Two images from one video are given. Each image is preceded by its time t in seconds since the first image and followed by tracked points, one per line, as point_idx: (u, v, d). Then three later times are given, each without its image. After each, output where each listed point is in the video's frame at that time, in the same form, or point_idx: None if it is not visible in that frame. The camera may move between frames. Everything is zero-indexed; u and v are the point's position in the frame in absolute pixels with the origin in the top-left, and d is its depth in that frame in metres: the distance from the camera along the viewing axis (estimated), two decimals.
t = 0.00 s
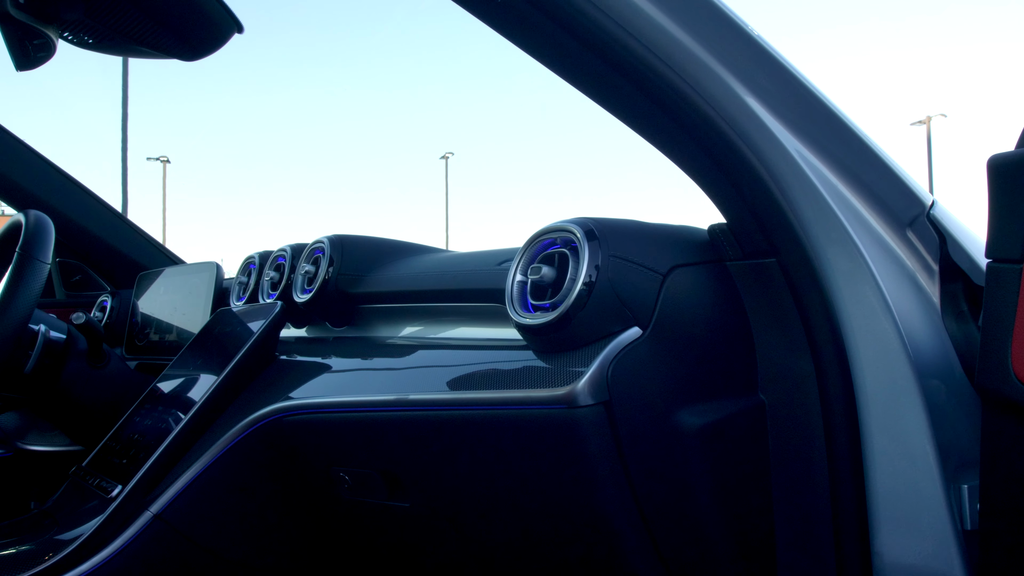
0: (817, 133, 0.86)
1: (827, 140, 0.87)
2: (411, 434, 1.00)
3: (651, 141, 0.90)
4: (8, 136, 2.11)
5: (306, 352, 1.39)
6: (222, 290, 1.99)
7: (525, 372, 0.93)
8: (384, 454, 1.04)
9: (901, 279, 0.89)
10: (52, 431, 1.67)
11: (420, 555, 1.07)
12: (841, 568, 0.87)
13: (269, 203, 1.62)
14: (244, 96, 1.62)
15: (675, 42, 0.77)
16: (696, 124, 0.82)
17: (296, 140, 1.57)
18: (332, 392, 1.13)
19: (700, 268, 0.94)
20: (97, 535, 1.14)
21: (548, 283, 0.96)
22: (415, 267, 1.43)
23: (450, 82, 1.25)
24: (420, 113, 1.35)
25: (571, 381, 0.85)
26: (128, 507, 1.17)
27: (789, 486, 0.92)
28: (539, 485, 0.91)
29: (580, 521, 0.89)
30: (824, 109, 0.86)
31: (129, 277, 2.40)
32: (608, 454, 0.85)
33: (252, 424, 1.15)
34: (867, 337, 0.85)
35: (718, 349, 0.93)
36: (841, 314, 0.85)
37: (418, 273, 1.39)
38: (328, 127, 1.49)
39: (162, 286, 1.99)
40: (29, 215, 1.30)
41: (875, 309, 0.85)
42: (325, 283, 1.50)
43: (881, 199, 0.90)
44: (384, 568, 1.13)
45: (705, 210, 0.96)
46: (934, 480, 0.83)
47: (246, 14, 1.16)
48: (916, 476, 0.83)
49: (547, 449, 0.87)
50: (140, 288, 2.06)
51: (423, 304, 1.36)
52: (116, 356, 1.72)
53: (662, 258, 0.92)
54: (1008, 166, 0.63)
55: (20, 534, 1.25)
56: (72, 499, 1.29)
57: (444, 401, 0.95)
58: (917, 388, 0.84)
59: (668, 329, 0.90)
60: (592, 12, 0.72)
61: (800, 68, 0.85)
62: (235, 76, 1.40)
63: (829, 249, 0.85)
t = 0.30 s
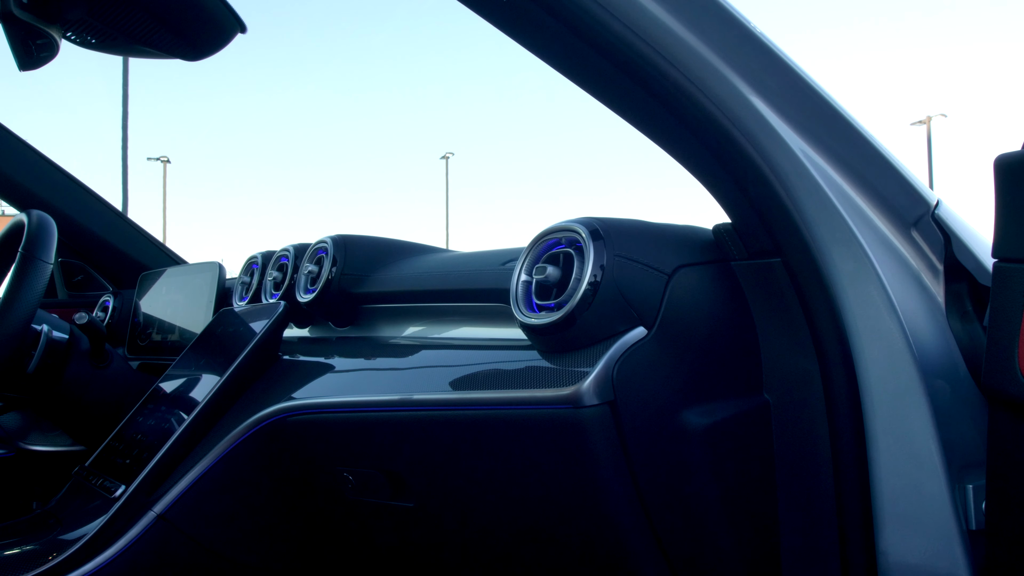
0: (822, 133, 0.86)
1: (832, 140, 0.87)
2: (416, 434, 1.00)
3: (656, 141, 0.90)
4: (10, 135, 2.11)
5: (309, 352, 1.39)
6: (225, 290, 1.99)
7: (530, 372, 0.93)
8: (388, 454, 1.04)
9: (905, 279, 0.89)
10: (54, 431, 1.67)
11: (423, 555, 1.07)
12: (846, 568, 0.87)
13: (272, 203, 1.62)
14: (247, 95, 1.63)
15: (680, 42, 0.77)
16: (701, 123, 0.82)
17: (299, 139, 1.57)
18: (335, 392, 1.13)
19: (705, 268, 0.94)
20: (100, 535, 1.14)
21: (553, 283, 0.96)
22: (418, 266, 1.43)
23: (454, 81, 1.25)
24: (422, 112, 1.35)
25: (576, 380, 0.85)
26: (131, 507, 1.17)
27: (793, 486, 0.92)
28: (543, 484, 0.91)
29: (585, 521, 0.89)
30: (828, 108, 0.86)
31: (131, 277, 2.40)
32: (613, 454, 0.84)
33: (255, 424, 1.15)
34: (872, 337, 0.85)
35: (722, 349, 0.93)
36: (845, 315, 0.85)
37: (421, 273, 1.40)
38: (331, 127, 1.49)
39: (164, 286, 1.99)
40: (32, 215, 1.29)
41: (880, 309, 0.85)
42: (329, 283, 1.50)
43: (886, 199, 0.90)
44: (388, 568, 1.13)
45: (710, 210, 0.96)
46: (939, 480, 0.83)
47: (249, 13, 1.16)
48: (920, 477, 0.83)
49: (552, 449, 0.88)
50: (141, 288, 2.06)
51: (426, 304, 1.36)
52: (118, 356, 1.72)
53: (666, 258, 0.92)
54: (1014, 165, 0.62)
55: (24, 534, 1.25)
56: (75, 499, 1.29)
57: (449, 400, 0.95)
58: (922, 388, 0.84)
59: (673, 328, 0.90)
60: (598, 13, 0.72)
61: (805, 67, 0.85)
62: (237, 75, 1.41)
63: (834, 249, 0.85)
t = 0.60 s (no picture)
0: (828, 133, 0.86)
1: (837, 140, 0.87)
2: (420, 434, 1.00)
3: (661, 142, 0.90)
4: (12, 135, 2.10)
5: (313, 352, 1.39)
6: (227, 290, 1.99)
7: (534, 372, 0.93)
8: (392, 454, 1.04)
9: (910, 279, 0.89)
10: (56, 431, 1.67)
11: (427, 555, 1.07)
12: (851, 568, 0.87)
13: (274, 202, 1.62)
14: (249, 95, 1.63)
15: (686, 42, 0.76)
16: (706, 124, 0.82)
17: (301, 138, 1.56)
18: (339, 392, 1.13)
19: (710, 267, 0.94)
20: (103, 536, 1.13)
21: (558, 283, 0.96)
22: (421, 266, 1.43)
23: (458, 80, 1.25)
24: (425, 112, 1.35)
25: (581, 380, 0.85)
26: (135, 506, 1.16)
27: (798, 486, 0.92)
28: (548, 484, 0.91)
29: (590, 521, 0.88)
30: (833, 108, 0.86)
31: (133, 277, 2.40)
32: (618, 453, 0.84)
33: (259, 424, 1.15)
34: (877, 337, 0.85)
35: (727, 348, 0.93)
36: (850, 315, 0.85)
37: (425, 273, 1.39)
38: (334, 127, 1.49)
39: (166, 286, 1.99)
40: (34, 215, 1.29)
41: (885, 309, 0.85)
42: (332, 283, 1.50)
43: (891, 199, 0.90)
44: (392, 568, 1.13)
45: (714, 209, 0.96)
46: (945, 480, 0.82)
47: (252, 13, 1.16)
48: (926, 477, 0.83)
49: (558, 448, 0.87)
50: (143, 288, 2.06)
51: (430, 304, 1.36)
52: (120, 356, 1.72)
53: (672, 258, 0.92)
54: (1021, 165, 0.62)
55: (27, 534, 1.24)
56: (78, 500, 1.29)
57: (454, 400, 0.95)
58: (927, 388, 0.84)
59: (678, 328, 0.90)
60: (604, 13, 0.72)
61: (810, 68, 0.85)
62: (239, 75, 1.41)
63: (839, 249, 0.85)
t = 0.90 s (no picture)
0: (833, 133, 0.86)
1: (842, 140, 0.87)
2: (425, 434, 1.00)
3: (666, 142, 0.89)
4: (14, 135, 2.10)
5: (316, 351, 1.39)
6: (230, 289, 1.99)
7: (539, 372, 0.93)
8: (397, 453, 1.04)
9: (915, 278, 0.89)
10: (58, 431, 1.67)
11: (430, 555, 1.07)
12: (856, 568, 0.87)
13: (278, 202, 1.62)
14: (252, 94, 1.63)
15: (692, 42, 0.76)
16: (711, 124, 0.82)
17: (304, 138, 1.56)
18: (342, 391, 1.13)
19: (714, 267, 0.94)
20: (107, 535, 1.13)
21: (563, 282, 0.96)
22: (424, 266, 1.43)
23: (461, 79, 1.25)
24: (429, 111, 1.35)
25: (586, 379, 0.85)
26: (139, 506, 1.16)
27: (803, 486, 0.92)
28: (553, 484, 0.91)
29: (595, 521, 0.89)
30: (838, 108, 0.86)
31: (136, 277, 2.40)
32: (623, 453, 0.84)
33: (263, 423, 1.15)
34: (881, 336, 0.85)
35: (732, 348, 0.93)
36: (856, 315, 0.85)
37: (428, 272, 1.39)
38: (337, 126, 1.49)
39: (168, 286, 1.99)
40: (36, 214, 1.28)
41: (889, 308, 0.85)
42: (335, 283, 1.50)
43: (896, 199, 0.90)
44: (396, 567, 1.13)
45: (719, 209, 0.96)
46: (949, 480, 0.83)
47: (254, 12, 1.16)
48: (930, 477, 0.83)
49: (562, 448, 0.87)
50: (145, 288, 2.06)
51: (433, 303, 1.35)
52: (123, 356, 1.72)
53: (677, 258, 0.92)
54: None
55: (31, 533, 1.24)
56: (82, 499, 1.29)
57: (459, 400, 0.95)
58: (932, 387, 0.84)
59: (683, 327, 0.90)
60: (611, 13, 0.72)
61: (815, 67, 0.85)
62: (242, 74, 1.41)
63: (844, 249, 0.85)
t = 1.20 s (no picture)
0: (838, 133, 0.86)
1: (847, 139, 0.86)
2: (430, 434, 1.00)
3: (671, 142, 0.89)
4: (16, 134, 2.10)
5: (319, 351, 1.39)
6: (232, 289, 1.99)
7: (543, 372, 0.93)
8: (401, 453, 1.04)
9: (920, 279, 0.89)
10: (60, 431, 1.67)
11: (433, 556, 1.07)
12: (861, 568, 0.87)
13: (280, 201, 1.62)
14: (255, 94, 1.63)
15: (697, 42, 0.76)
16: (716, 124, 0.82)
17: (307, 138, 1.56)
18: (346, 391, 1.13)
19: (720, 266, 0.94)
20: (111, 535, 1.13)
21: (568, 282, 0.96)
22: (428, 266, 1.43)
23: (465, 79, 1.25)
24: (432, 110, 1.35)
25: (592, 379, 0.85)
26: (143, 505, 1.17)
27: (808, 486, 0.92)
28: (558, 484, 0.91)
29: (600, 521, 0.88)
30: (844, 108, 0.86)
31: (138, 276, 2.40)
32: (628, 453, 0.84)
33: (267, 423, 1.15)
34: (886, 336, 0.85)
35: (736, 348, 0.93)
36: (860, 315, 0.85)
37: (431, 272, 1.39)
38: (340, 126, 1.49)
39: (171, 286, 1.99)
40: (39, 214, 1.28)
41: (894, 308, 0.85)
42: (339, 282, 1.50)
43: (900, 198, 0.90)
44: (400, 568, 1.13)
45: (724, 209, 0.96)
46: (954, 480, 0.82)
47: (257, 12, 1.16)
48: (935, 477, 0.83)
49: (568, 448, 0.87)
50: (148, 288, 2.06)
51: (436, 303, 1.35)
52: (126, 356, 1.72)
53: (682, 257, 0.92)
54: None
55: (34, 532, 1.24)
56: (85, 499, 1.29)
57: (464, 399, 0.95)
58: (937, 387, 0.84)
59: (688, 327, 0.90)
60: (616, 13, 0.72)
61: (821, 67, 0.85)
62: (244, 73, 1.41)
63: (849, 249, 0.85)
